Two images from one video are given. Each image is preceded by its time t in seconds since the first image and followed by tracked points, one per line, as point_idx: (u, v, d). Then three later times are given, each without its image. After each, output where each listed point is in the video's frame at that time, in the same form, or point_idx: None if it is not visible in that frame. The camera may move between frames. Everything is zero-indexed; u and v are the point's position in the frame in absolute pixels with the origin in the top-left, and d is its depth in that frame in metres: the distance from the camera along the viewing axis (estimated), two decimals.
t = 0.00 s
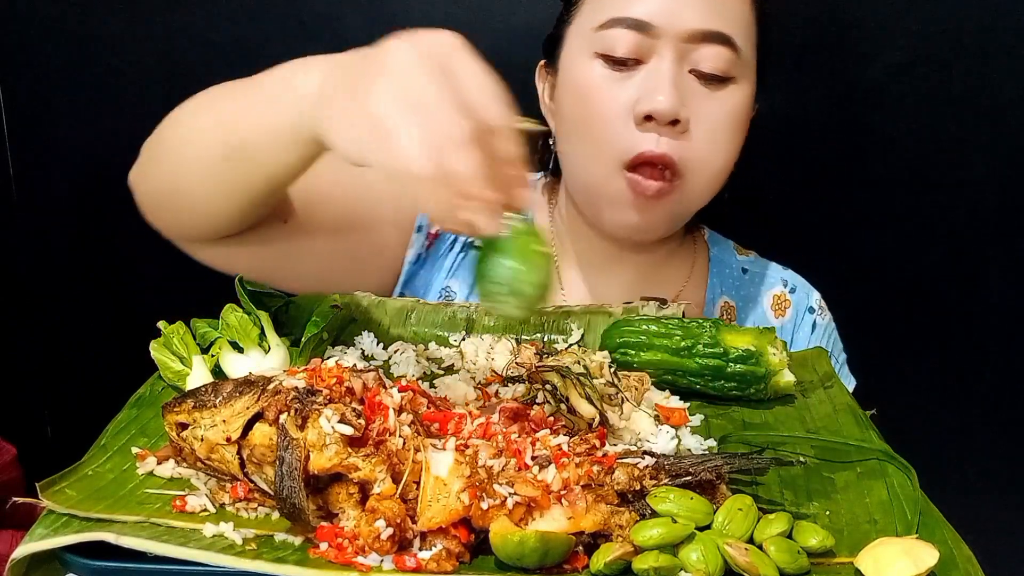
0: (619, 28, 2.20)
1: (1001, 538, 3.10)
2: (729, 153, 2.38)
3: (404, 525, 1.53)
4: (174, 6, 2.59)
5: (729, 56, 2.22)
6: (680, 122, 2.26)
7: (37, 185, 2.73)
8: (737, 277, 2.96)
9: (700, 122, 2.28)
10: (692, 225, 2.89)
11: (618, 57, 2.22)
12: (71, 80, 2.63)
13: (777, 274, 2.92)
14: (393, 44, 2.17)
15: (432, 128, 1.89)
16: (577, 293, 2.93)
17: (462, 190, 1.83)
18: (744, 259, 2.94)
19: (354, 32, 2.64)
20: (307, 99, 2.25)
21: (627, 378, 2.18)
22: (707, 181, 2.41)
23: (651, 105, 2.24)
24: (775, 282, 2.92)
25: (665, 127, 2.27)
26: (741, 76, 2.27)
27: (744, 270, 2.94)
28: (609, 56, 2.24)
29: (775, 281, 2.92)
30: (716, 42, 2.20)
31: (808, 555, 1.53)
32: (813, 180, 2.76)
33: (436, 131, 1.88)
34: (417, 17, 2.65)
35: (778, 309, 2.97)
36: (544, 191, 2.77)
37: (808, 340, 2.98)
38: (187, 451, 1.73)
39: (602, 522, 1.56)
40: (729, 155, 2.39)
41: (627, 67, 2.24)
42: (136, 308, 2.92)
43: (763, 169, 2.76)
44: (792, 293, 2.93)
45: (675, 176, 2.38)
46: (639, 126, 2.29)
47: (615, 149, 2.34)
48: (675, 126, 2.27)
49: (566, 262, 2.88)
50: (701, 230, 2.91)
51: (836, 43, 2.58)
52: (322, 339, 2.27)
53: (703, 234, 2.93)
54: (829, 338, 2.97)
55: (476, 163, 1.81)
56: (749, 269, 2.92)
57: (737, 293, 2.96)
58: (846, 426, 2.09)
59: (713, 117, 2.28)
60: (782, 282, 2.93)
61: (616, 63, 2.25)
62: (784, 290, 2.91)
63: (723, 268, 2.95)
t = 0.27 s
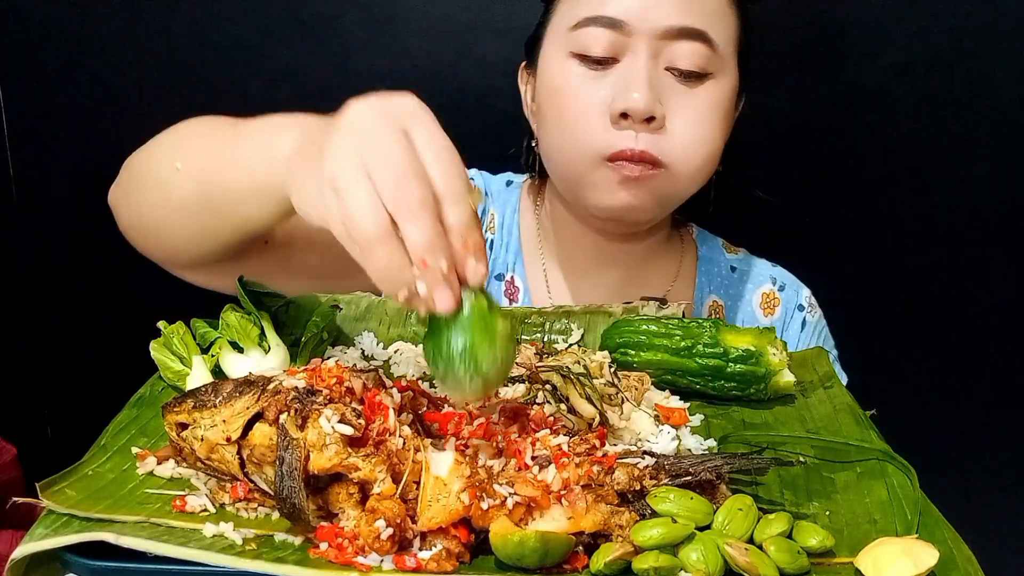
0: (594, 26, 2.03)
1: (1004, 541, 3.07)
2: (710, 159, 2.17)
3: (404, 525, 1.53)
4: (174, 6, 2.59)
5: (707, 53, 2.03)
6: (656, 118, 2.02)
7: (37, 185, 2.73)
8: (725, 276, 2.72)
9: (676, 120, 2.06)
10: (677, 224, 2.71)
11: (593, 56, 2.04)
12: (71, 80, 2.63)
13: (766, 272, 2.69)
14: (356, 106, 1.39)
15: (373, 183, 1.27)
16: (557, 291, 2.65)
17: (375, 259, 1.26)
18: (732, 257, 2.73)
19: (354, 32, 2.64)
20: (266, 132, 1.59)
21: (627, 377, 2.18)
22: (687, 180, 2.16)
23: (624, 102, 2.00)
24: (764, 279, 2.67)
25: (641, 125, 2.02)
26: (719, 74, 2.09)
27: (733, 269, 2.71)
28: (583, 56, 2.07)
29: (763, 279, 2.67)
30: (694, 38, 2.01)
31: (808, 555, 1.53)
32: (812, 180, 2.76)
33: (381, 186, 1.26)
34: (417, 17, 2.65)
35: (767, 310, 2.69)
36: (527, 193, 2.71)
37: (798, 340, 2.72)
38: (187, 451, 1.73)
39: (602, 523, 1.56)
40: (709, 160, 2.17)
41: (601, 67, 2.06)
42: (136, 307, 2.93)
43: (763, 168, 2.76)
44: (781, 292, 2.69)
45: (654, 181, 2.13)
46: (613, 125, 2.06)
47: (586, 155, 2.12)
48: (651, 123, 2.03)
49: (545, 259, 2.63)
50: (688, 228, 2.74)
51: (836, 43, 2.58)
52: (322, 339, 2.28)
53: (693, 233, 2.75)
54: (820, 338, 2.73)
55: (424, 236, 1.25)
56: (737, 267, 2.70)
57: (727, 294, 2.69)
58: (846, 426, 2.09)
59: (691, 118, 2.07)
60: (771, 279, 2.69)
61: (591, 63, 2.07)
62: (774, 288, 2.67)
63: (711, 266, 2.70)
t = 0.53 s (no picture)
0: (590, 32, 2.03)
1: (1005, 541, 3.07)
2: (706, 166, 2.15)
3: (404, 525, 1.53)
4: (174, 6, 2.59)
5: (704, 59, 2.02)
6: (650, 126, 2.01)
7: (37, 185, 2.73)
8: (727, 281, 2.72)
9: (671, 127, 2.05)
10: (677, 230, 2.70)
11: (589, 62, 2.04)
12: (71, 79, 2.63)
13: (768, 276, 2.69)
14: (366, 129, 1.29)
15: (389, 210, 1.17)
16: (556, 296, 2.66)
17: (390, 296, 1.17)
18: (733, 261, 2.72)
19: (354, 32, 2.64)
20: (259, 149, 1.51)
21: (627, 377, 2.17)
22: (680, 188, 2.15)
23: (620, 109, 2.00)
24: (766, 284, 2.67)
25: (635, 133, 2.02)
26: (717, 80, 2.08)
27: (734, 273, 2.71)
28: (579, 62, 2.06)
29: (765, 283, 2.67)
30: (690, 44, 2.01)
31: (808, 555, 1.53)
32: (812, 180, 2.76)
33: (398, 213, 1.17)
34: (417, 16, 2.65)
35: (769, 314, 2.69)
36: (528, 196, 2.70)
37: (800, 345, 2.71)
38: (187, 451, 1.73)
39: (602, 523, 1.56)
40: (706, 166, 2.16)
41: (597, 73, 2.06)
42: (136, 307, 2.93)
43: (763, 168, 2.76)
44: (784, 297, 2.69)
45: (647, 187, 2.12)
46: (608, 133, 2.05)
47: (579, 161, 2.12)
48: (646, 131, 2.02)
49: (543, 267, 2.64)
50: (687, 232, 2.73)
51: (835, 43, 2.58)
52: (322, 339, 2.28)
53: (693, 237, 2.74)
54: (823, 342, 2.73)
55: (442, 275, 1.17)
56: (739, 271, 2.69)
57: (728, 298, 2.68)
58: (847, 426, 2.09)
59: (686, 125, 2.06)
60: (773, 283, 2.69)
61: (587, 68, 2.07)
62: (776, 292, 2.67)
63: (713, 271, 2.70)
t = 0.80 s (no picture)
0: (581, 28, 2.04)
1: (1004, 541, 3.07)
2: (699, 160, 2.14)
3: (404, 525, 1.53)
4: (174, 6, 2.59)
5: (695, 53, 2.02)
6: (641, 119, 2.00)
7: (37, 185, 2.73)
8: (722, 281, 2.72)
9: (663, 120, 2.04)
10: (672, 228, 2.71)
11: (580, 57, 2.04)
12: (71, 80, 2.63)
13: (764, 277, 2.69)
14: (402, 167, 1.51)
15: (415, 246, 1.34)
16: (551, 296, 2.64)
17: (401, 320, 1.33)
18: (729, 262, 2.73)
19: (354, 32, 2.64)
20: (282, 175, 1.60)
21: (627, 377, 2.17)
22: (674, 181, 2.13)
23: (609, 102, 1.99)
24: (762, 284, 2.67)
25: (626, 125, 2.01)
26: (708, 75, 2.08)
27: (730, 274, 2.71)
28: (570, 57, 2.07)
29: (761, 284, 2.67)
30: (681, 38, 2.01)
31: (808, 555, 1.53)
32: (812, 180, 2.76)
33: (423, 250, 1.33)
34: (417, 17, 2.65)
35: (765, 314, 2.69)
36: (523, 197, 2.68)
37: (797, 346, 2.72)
38: (187, 450, 1.73)
39: (602, 522, 1.56)
40: (699, 161, 2.14)
41: (587, 69, 2.06)
42: (136, 307, 2.93)
43: (764, 168, 2.76)
44: (780, 297, 2.69)
45: (638, 181, 2.09)
46: (598, 126, 2.04)
47: (570, 155, 2.10)
48: (636, 124, 2.01)
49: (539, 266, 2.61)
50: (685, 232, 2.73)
51: (836, 43, 2.58)
52: (322, 339, 2.28)
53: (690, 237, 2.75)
54: (820, 342, 2.74)
55: (459, 303, 1.31)
56: (734, 271, 2.69)
57: (724, 299, 2.69)
58: (847, 426, 2.09)
59: (677, 119, 2.05)
60: (769, 284, 2.69)
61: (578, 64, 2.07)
62: (773, 293, 2.66)
63: (709, 271, 2.71)
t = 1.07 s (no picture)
0: (579, 17, 2.05)
1: (1002, 540, 3.09)
2: (686, 158, 2.15)
3: (404, 525, 1.52)
4: (175, 7, 2.59)
5: (690, 50, 2.04)
6: (628, 111, 2.01)
7: (37, 185, 2.73)
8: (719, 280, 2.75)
9: (652, 114, 2.04)
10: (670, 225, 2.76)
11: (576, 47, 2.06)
12: (71, 80, 2.63)
13: (760, 276, 2.72)
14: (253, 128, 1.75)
15: (286, 179, 1.66)
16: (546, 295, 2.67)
17: (339, 240, 1.68)
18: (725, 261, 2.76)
19: (355, 32, 2.64)
20: (206, 167, 1.85)
21: (627, 377, 2.17)
22: (655, 180, 2.13)
23: (597, 92, 2.00)
24: (759, 284, 2.70)
25: (612, 116, 2.01)
26: (701, 73, 2.10)
27: (726, 273, 2.75)
28: (566, 47, 2.09)
29: (758, 283, 2.70)
30: (677, 35, 2.02)
31: (808, 555, 1.53)
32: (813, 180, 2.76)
33: (297, 188, 1.66)
34: (418, 17, 2.65)
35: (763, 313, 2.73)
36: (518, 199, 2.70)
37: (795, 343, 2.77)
38: (187, 451, 1.73)
39: (602, 522, 1.56)
40: (688, 160, 2.15)
41: (582, 59, 2.07)
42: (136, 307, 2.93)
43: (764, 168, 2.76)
44: (777, 297, 2.74)
45: (620, 172, 2.09)
46: (584, 114, 2.05)
47: (555, 146, 2.12)
48: (623, 115, 2.02)
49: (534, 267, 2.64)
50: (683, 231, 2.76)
51: (835, 43, 2.58)
52: (322, 339, 2.27)
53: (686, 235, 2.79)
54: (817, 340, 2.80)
55: (361, 217, 1.66)
56: (731, 271, 2.73)
57: (720, 297, 2.72)
58: (847, 426, 2.09)
59: (666, 113, 2.06)
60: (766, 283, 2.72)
61: (574, 54, 2.09)
62: (769, 292, 2.69)
63: (705, 271, 2.74)
